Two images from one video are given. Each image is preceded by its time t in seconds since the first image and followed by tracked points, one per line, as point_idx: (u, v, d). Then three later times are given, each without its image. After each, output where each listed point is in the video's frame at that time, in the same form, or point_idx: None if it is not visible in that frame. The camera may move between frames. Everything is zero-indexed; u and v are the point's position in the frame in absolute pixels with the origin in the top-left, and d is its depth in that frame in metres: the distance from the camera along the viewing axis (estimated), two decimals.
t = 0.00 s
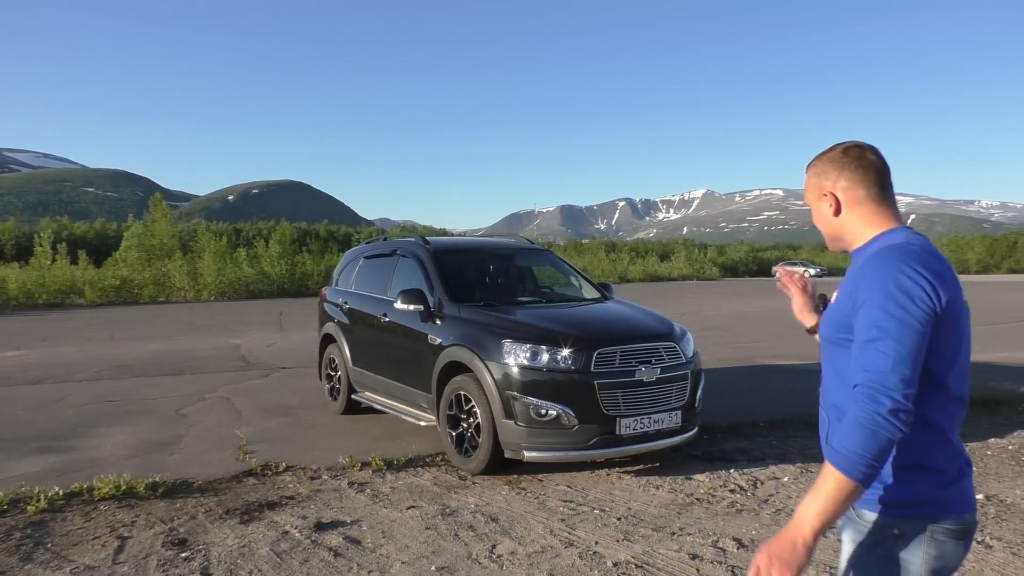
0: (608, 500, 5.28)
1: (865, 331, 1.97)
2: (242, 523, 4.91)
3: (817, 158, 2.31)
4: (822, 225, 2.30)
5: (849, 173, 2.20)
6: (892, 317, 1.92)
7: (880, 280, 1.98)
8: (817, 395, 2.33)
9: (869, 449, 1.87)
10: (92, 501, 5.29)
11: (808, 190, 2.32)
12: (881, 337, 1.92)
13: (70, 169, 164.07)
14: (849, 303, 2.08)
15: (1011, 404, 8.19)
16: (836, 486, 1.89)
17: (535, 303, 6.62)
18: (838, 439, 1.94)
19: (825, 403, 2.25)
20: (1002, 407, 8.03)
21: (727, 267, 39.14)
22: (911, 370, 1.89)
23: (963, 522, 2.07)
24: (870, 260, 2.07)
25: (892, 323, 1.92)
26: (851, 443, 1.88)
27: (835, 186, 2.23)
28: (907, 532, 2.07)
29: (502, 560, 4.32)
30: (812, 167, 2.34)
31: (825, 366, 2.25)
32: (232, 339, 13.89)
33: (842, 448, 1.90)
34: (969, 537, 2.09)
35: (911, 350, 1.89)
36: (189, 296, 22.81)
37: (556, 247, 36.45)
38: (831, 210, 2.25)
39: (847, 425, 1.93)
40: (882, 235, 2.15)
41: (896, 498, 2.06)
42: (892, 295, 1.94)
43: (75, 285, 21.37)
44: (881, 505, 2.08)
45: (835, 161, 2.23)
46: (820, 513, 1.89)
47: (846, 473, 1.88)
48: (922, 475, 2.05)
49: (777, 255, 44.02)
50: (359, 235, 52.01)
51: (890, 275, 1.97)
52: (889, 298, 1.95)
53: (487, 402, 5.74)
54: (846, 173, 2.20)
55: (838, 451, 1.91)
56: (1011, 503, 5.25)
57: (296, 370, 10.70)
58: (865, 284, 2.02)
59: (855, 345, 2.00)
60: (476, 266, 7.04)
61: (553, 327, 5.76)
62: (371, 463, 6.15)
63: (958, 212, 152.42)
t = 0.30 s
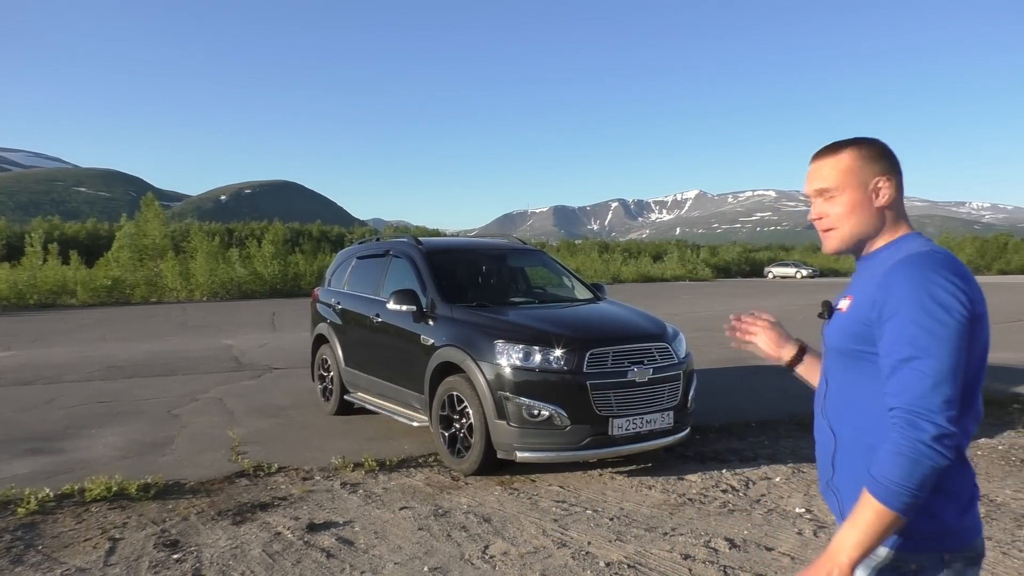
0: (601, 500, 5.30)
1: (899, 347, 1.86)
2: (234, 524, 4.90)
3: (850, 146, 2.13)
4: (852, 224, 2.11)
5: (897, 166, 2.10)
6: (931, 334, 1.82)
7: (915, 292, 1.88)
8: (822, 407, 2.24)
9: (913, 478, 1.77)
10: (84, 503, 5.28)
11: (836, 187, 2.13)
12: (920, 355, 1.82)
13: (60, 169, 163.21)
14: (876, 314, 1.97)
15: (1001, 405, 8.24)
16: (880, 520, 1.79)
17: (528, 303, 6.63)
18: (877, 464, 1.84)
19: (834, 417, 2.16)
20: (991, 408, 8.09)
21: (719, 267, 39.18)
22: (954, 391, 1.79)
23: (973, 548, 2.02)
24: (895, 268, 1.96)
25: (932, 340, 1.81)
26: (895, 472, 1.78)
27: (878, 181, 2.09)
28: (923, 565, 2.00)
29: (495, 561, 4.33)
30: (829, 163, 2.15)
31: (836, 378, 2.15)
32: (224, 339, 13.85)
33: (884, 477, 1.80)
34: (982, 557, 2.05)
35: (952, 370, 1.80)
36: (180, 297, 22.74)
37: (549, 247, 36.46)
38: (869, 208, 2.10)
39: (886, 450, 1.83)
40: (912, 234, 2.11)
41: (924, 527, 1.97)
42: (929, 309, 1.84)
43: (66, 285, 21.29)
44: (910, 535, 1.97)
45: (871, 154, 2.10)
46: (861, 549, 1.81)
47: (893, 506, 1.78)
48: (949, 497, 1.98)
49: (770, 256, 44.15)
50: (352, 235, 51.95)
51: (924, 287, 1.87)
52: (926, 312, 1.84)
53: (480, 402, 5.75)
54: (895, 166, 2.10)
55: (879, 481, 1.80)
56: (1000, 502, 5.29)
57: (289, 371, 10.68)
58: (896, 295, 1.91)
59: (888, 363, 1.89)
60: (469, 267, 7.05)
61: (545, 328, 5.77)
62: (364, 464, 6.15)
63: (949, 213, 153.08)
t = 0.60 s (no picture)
0: (591, 500, 5.31)
1: (940, 349, 1.67)
2: (224, 525, 4.89)
3: (877, 143, 1.96)
4: (893, 230, 1.94)
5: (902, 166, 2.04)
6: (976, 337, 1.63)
7: (954, 292, 1.69)
8: (838, 423, 2.04)
9: (959, 483, 1.54)
10: (72, 504, 5.24)
11: (877, 190, 1.92)
12: (963, 355, 1.63)
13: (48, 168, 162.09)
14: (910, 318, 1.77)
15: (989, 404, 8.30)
16: (919, 529, 1.53)
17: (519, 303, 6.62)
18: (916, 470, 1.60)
19: (854, 434, 1.97)
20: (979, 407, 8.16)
21: (709, 267, 39.24)
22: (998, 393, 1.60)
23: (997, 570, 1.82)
24: (930, 270, 1.78)
25: (977, 342, 1.63)
26: (939, 479, 1.54)
27: (903, 182, 1.98)
28: None
29: (485, 561, 4.32)
30: (858, 165, 1.93)
31: (856, 391, 1.95)
32: (214, 340, 13.81)
33: (925, 483, 1.55)
34: None
35: (998, 376, 1.61)
36: (170, 297, 22.65)
37: (540, 248, 36.48)
38: (903, 209, 1.96)
39: (927, 454, 1.60)
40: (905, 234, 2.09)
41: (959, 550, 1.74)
42: (973, 310, 1.65)
43: (54, 286, 21.19)
44: (951, 559, 1.72)
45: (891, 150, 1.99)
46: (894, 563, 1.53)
47: (936, 512, 1.53)
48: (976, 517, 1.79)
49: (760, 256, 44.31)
50: (342, 235, 51.84)
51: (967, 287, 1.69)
52: (969, 314, 1.65)
53: (470, 402, 5.74)
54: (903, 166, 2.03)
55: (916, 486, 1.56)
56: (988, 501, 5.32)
57: (279, 371, 10.64)
58: (935, 296, 1.72)
59: (928, 367, 1.69)
60: (459, 267, 7.04)
61: (536, 328, 5.77)
62: (354, 465, 6.13)
63: (938, 214, 153.93)
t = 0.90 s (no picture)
0: (581, 500, 5.31)
1: (954, 358, 1.69)
2: (213, 525, 4.87)
3: (847, 140, 2.01)
4: (864, 227, 1.97)
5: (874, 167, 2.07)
6: (977, 339, 1.69)
7: (947, 296, 1.74)
8: (813, 427, 2.04)
9: None
10: (59, 505, 5.22)
11: (847, 188, 1.96)
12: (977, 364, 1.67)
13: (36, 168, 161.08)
14: (904, 326, 1.79)
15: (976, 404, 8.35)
16: (1013, 553, 1.54)
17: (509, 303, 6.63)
18: (979, 491, 1.60)
19: (836, 439, 1.97)
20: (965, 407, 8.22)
21: (699, 267, 39.22)
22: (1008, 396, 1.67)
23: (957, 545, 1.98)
24: (913, 273, 1.82)
25: (979, 346, 1.69)
26: (1010, 497, 1.56)
27: (875, 182, 2.02)
28: None
29: (476, 561, 4.32)
30: (829, 162, 1.97)
31: (839, 397, 1.95)
32: (203, 340, 13.76)
33: (1000, 504, 1.56)
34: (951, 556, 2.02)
35: (1001, 375, 1.69)
36: (159, 297, 22.54)
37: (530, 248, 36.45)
38: (874, 208, 1.99)
39: (975, 471, 1.61)
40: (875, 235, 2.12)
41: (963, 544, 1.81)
42: (967, 313, 1.71)
43: (42, 286, 21.08)
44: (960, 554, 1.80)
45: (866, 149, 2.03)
46: None
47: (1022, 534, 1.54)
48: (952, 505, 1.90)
49: (749, 257, 44.43)
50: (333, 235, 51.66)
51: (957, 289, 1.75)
52: (965, 318, 1.71)
53: (460, 402, 5.74)
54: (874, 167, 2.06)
55: (991, 508, 1.57)
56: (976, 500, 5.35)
57: (269, 371, 10.61)
58: (931, 301, 1.75)
59: (941, 376, 1.70)
60: (449, 267, 7.03)
61: (526, 328, 5.78)
62: (344, 465, 6.12)
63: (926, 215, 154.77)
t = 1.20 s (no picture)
0: (576, 500, 5.32)
1: (924, 345, 1.80)
2: (207, 525, 4.86)
3: (812, 136, 2.08)
4: (828, 219, 2.04)
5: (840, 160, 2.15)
6: (945, 328, 1.81)
7: (918, 287, 1.85)
8: (778, 409, 2.12)
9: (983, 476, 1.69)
10: (52, 506, 5.20)
11: (808, 183, 2.03)
12: (943, 350, 1.79)
13: (28, 167, 160.39)
14: (876, 313, 1.89)
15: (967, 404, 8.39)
16: (968, 523, 1.68)
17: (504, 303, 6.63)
18: (941, 468, 1.72)
19: (801, 421, 2.06)
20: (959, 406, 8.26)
21: (693, 267, 39.19)
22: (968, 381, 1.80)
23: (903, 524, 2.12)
24: (885, 263, 1.92)
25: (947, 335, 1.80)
26: (972, 473, 1.68)
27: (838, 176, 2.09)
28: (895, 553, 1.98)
29: (470, 561, 4.32)
30: (793, 159, 2.05)
31: (806, 380, 2.04)
32: (197, 340, 13.70)
33: (964, 480, 1.69)
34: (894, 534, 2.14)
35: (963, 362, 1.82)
36: (152, 297, 22.44)
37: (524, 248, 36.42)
38: (838, 202, 2.07)
39: (940, 450, 1.73)
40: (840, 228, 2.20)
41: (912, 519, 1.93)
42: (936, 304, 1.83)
43: (34, 286, 20.98)
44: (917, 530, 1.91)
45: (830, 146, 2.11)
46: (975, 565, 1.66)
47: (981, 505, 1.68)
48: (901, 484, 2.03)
49: (743, 257, 44.44)
50: (327, 235, 51.49)
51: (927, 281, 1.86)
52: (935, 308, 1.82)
53: (455, 402, 5.74)
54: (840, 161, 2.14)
55: (954, 484, 1.69)
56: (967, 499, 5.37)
57: (262, 371, 10.58)
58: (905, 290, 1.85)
59: (910, 361, 1.82)
60: (444, 267, 7.03)
61: (520, 328, 5.78)
62: (338, 465, 6.11)
63: (919, 216, 155.36)
